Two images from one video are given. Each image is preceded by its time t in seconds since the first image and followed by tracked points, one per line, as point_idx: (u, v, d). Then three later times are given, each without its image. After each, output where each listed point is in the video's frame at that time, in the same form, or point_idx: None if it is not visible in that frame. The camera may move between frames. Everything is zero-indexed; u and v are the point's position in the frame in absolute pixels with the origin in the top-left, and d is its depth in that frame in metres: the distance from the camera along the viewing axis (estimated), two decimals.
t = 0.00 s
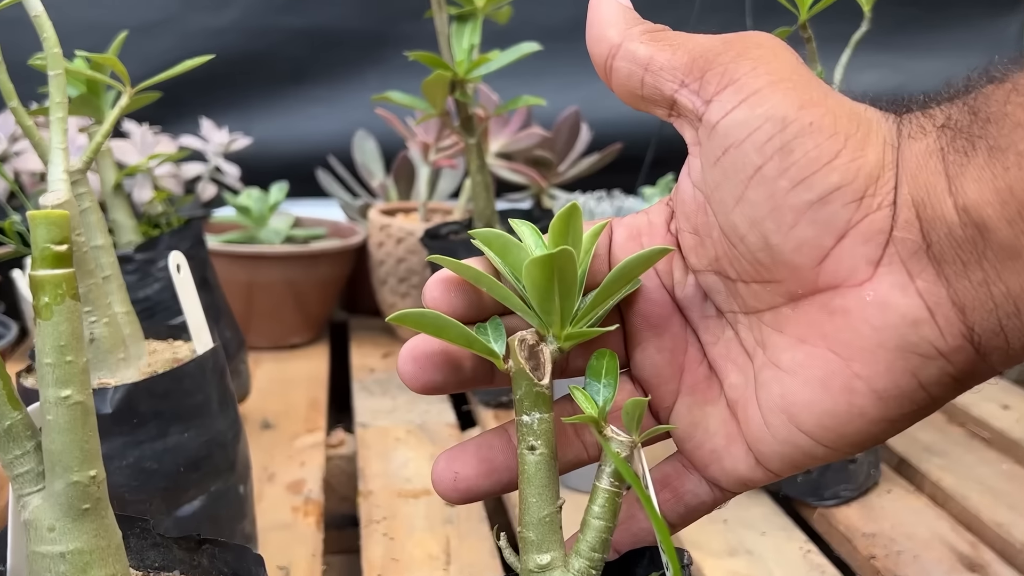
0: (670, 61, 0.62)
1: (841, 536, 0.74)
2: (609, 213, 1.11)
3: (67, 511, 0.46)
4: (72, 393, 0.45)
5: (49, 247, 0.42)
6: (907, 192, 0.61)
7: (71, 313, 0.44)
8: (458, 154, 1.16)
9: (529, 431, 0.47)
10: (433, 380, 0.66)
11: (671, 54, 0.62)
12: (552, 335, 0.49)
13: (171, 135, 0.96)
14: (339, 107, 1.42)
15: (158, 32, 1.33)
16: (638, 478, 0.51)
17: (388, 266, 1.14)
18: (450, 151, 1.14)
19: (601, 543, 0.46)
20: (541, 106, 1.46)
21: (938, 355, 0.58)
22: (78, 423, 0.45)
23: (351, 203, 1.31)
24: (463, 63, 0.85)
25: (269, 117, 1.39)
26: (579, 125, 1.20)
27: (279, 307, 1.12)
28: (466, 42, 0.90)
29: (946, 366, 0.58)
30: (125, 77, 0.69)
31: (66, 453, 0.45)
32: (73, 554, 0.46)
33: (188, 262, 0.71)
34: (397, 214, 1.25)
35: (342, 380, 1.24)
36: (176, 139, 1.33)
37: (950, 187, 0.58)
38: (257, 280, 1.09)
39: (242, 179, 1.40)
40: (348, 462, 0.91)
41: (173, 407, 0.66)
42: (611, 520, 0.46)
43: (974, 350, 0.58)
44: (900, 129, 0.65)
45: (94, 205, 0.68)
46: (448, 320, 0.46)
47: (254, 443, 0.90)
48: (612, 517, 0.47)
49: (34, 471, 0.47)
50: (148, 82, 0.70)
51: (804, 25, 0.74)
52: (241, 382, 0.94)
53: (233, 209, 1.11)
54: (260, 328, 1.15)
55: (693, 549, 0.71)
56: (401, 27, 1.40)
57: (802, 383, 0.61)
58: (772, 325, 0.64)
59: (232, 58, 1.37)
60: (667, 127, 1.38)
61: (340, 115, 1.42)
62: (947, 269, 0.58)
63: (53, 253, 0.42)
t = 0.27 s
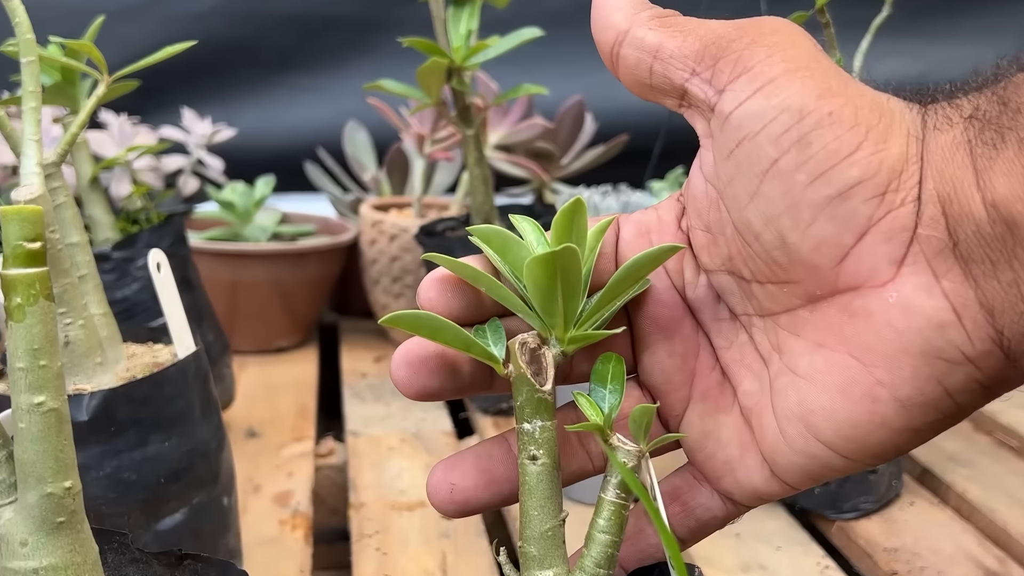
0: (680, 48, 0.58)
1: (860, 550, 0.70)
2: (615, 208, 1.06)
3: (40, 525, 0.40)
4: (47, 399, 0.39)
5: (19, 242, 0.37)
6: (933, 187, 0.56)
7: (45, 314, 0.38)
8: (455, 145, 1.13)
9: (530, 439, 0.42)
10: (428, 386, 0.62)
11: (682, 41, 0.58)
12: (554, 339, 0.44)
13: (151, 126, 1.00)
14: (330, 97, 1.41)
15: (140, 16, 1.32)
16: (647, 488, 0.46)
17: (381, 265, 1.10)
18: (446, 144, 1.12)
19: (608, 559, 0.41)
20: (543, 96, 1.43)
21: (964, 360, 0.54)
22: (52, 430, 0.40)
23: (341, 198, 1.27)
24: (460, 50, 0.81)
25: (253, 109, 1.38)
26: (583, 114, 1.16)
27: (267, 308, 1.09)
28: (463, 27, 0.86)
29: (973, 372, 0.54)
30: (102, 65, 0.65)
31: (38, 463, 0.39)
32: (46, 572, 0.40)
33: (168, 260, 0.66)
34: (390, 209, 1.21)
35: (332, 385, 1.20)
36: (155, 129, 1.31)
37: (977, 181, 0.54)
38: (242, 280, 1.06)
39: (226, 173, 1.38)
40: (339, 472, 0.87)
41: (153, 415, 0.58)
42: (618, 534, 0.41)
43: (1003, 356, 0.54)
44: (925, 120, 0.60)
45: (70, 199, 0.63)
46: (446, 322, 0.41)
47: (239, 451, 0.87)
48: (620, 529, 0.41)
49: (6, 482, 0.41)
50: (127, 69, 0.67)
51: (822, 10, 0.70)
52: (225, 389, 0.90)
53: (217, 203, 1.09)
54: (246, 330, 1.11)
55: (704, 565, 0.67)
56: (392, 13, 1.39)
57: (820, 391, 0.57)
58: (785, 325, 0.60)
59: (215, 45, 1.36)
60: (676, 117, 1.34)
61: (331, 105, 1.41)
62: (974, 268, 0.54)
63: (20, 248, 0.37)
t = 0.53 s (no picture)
0: (682, 50, 0.57)
1: (868, 556, 0.68)
2: (617, 208, 1.04)
3: (29, 531, 0.37)
4: (37, 402, 0.35)
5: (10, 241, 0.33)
6: (944, 184, 0.55)
7: (37, 314, 0.35)
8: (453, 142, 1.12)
9: (529, 441, 0.39)
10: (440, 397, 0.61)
11: (683, 42, 0.56)
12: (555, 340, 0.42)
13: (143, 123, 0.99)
14: (327, 95, 1.39)
15: (135, 12, 1.32)
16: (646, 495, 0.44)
17: (378, 265, 1.09)
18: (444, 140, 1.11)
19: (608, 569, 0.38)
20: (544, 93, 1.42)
21: (978, 360, 0.52)
22: (44, 435, 0.36)
23: (338, 195, 1.25)
24: (460, 45, 0.80)
25: (248, 105, 1.37)
26: (585, 111, 1.15)
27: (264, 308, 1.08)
28: (462, 22, 0.85)
29: (988, 372, 0.52)
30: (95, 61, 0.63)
31: (27, 467, 0.36)
32: None
33: (161, 260, 0.64)
34: (387, 208, 1.20)
35: (327, 388, 1.19)
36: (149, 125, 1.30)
37: (989, 178, 0.52)
38: (237, 279, 1.04)
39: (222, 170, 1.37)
40: (335, 476, 0.86)
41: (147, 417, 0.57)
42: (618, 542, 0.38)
43: (1019, 355, 0.52)
44: (934, 115, 0.58)
45: (60, 198, 0.62)
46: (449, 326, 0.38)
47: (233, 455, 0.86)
48: (621, 533, 0.39)
49: None
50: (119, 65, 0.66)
51: (829, 4, 0.69)
52: (220, 391, 0.89)
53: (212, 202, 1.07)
54: (241, 330, 1.10)
55: (708, 571, 0.66)
56: (391, 6, 1.39)
57: (833, 393, 0.56)
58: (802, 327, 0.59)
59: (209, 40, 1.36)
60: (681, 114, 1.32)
61: (329, 103, 1.39)
62: (987, 267, 0.52)
63: (12, 246, 0.33)
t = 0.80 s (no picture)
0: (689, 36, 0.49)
1: (868, 556, 0.68)
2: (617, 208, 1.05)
3: (29, 531, 0.37)
4: (38, 402, 0.35)
5: (10, 241, 0.33)
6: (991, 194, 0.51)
7: (38, 314, 0.35)
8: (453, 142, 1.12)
9: (528, 441, 0.36)
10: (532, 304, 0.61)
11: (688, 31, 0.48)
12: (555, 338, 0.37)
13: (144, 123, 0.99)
14: (327, 94, 1.39)
15: (136, 12, 1.32)
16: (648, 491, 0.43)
17: (379, 265, 1.09)
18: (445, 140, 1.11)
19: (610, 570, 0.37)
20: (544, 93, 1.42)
21: None
22: (45, 435, 0.36)
23: (338, 197, 1.26)
24: (460, 45, 0.80)
25: (249, 105, 1.37)
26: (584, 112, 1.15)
27: (263, 309, 1.08)
28: (462, 23, 0.85)
29: None
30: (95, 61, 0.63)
31: (28, 466, 0.36)
32: None
33: (161, 260, 0.64)
34: (388, 209, 1.20)
35: (328, 387, 1.19)
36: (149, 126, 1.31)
37: None
38: (237, 280, 1.05)
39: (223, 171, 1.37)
40: (336, 476, 0.85)
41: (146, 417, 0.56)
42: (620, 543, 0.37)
43: None
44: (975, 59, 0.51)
45: (61, 198, 0.62)
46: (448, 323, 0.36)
47: (233, 454, 0.86)
48: (620, 532, 0.38)
49: None
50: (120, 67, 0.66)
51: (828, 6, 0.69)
52: (220, 391, 0.89)
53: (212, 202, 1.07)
54: (241, 331, 1.10)
55: (708, 571, 0.66)
56: (391, 8, 1.39)
57: (913, 322, 0.56)
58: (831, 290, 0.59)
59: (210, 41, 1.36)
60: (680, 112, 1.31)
61: (329, 103, 1.39)
62: None
63: (12, 247, 0.33)
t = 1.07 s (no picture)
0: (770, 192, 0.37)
1: (866, 555, 0.69)
2: (617, 209, 1.05)
3: (33, 530, 0.35)
4: (41, 401, 0.34)
5: (12, 242, 0.31)
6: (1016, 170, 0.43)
7: (42, 312, 0.33)
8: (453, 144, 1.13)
9: (528, 440, 0.35)
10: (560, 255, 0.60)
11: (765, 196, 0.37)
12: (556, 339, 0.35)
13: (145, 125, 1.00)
14: (328, 95, 1.40)
15: (137, 14, 1.33)
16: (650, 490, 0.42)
17: (379, 265, 1.09)
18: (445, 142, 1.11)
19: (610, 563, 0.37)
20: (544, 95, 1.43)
21: None
22: (48, 435, 0.34)
23: (339, 198, 1.26)
24: (461, 48, 0.81)
25: (250, 106, 1.38)
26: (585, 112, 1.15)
27: (264, 309, 1.08)
28: (463, 25, 0.85)
29: None
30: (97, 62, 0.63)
31: (31, 466, 0.34)
32: None
33: (164, 261, 0.65)
34: (389, 209, 1.21)
35: (329, 387, 1.20)
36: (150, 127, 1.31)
37: None
38: (239, 279, 1.05)
39: (225, 172, 1.38)
40: (337, 476, 0.86)
41: (149, 415, 0.57)
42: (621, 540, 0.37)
43: None
44: None
45: (64, 199, 0.62)
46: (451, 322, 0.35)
47: (235, 454, 0.86)
48: (621, 532, 0.37)
49: None
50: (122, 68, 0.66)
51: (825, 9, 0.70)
52: (222, 391, 0.89)
53: (213, 203, 1.08)
54: (242, 331, 1.10)
55: (707, 570, 0.66)
56: (392, 9, 1.40)
57: None
58: (996, 68, 0.36)
59: (211, 43, 1.36)
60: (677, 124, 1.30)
61: (330, 104, 1.40)
62: None
63: (14, 248, 0.32)
